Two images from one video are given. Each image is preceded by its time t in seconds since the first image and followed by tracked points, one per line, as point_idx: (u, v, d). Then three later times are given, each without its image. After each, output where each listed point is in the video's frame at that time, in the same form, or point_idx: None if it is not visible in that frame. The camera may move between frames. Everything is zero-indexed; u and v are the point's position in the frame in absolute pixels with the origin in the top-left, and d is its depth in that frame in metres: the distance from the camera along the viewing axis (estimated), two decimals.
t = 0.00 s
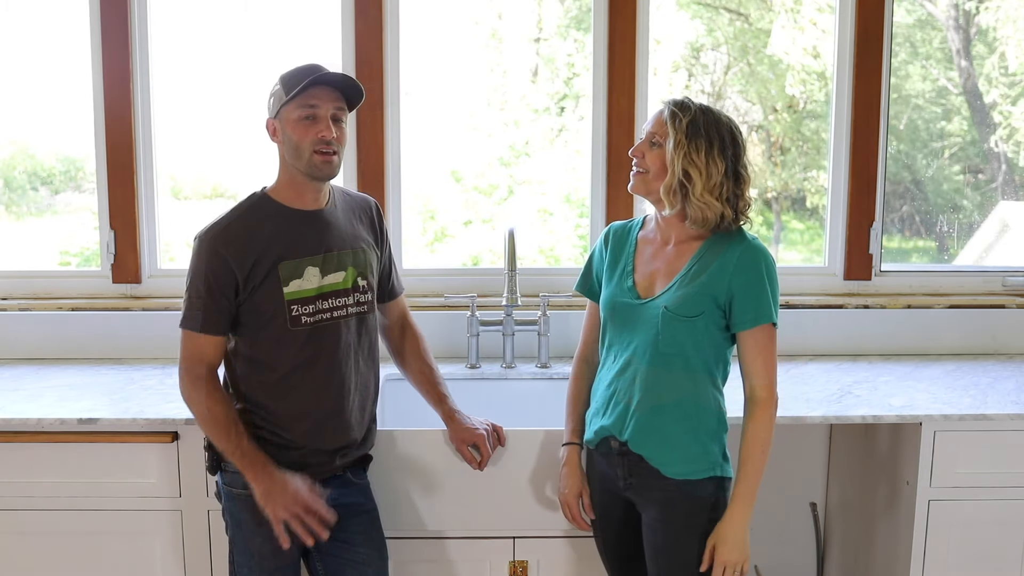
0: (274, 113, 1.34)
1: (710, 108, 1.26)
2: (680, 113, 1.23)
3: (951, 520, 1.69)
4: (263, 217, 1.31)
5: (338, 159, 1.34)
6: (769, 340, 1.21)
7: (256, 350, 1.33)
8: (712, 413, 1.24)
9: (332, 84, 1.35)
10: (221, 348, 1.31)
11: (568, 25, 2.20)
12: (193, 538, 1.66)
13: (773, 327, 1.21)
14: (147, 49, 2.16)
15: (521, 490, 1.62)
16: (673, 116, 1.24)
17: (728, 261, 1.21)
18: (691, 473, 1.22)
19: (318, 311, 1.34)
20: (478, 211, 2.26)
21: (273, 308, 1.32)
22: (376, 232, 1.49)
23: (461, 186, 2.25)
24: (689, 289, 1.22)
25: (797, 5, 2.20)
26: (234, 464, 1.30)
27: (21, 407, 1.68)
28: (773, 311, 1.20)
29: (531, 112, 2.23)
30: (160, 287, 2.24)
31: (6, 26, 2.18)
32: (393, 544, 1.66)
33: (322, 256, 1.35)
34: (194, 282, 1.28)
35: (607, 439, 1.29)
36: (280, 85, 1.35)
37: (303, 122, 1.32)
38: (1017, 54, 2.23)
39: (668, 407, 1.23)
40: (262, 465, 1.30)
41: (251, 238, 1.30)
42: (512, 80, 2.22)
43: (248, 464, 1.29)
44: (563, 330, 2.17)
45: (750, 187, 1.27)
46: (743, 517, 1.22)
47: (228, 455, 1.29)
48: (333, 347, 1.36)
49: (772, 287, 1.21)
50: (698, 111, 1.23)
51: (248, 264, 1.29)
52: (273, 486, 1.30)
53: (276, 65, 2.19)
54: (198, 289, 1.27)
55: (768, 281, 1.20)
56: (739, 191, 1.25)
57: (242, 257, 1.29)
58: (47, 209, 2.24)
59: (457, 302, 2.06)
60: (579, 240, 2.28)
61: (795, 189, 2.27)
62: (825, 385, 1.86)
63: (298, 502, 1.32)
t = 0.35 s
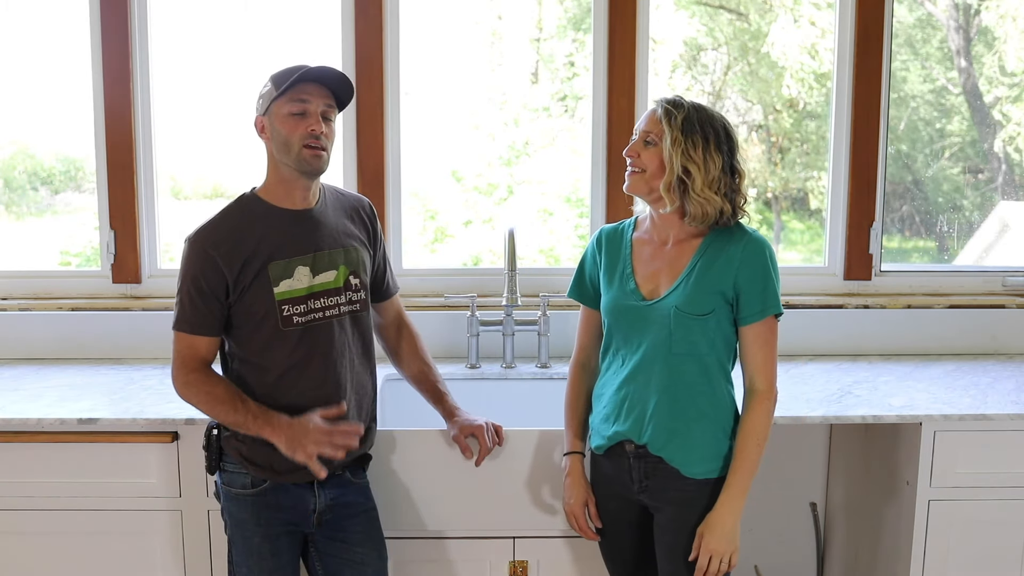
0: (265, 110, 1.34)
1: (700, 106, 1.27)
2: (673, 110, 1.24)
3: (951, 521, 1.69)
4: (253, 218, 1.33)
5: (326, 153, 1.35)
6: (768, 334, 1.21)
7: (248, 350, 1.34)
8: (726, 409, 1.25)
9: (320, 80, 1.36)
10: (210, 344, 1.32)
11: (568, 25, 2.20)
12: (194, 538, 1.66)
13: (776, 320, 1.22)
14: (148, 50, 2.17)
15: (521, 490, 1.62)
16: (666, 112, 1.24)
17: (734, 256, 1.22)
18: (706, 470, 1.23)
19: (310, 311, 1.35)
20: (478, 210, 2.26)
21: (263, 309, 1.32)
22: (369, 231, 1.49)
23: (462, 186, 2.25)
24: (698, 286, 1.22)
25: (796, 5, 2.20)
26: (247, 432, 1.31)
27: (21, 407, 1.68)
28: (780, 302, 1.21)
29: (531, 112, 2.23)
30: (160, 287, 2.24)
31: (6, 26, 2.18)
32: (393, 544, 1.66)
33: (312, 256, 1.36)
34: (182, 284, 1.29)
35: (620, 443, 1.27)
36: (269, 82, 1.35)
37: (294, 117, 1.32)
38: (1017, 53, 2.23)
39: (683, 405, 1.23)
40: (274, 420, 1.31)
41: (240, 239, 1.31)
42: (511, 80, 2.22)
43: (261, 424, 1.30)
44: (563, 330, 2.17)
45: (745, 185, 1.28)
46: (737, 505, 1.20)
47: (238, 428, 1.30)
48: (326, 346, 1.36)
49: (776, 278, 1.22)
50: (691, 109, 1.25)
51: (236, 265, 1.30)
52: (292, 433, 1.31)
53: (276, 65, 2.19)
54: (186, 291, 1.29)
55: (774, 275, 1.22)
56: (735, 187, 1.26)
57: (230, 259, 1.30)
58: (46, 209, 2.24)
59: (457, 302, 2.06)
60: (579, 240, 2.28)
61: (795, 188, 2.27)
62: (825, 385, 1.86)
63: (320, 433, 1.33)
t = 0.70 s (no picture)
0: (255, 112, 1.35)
1: (694, 101, 1.26)
2: (664, 107, 1.24)
3: (951, 521, 1.68)
4: (247, 217, 1.33)
5: (319, 154, 1.35)
6: (776, 333, 1.22)
7: (242, 350, 1.34)
8: (735, 411, 1.24)
9: (311, 81, 1.36)
10: (203, 343, 1.32)
11: (567, 25, 2.20)
12: (193, 538, 1.66)
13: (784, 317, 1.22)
14: (148, 50, 2.17)
15: (520, 490, 1.62)
16: (657, 110, 1.24)
17: (738, 256, 1.22)
18: (718, 474, 1.23)
19: (303, 312, 1.35)
20: (478, 210, 2.26)
21: (256, 308, 1.32)
22: (365, 232, 1.49)
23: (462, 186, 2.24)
24: (705, 287, 1.21)
25: (795, 6, 2.19)
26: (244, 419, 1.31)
27: (21, 407, 1.68)
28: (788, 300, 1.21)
29: (531, 112, 2.23)
30: (160, 287, 2.24)
31: (6, 26, 2.18)
32: (392, 544, 1.66)
33: (305, 255, 1.36)
34: (176, 283, 1.30)
35: (626, 449, 1.26)
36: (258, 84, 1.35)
37: (284, 118, 1.33)
38: (1017, 54, 2.23)
39: (690, 407, 1.22)
40: (268, 404, 1.31)
41: (233, 238, 1.31)
42: (510, 81, 2.22)
43: (256, 409, 1.30)
44: (563, 330, 2.17)
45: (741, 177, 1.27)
46: (753, 506, 1.21)
47: (235, 415, 1.31)
48: (318, 346, 1.36)
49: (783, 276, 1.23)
50: (682, 105, 1.24)
51: (229, 264, 1.31)
52: (287, 415, 1.30)
53: (275, 65, 2.19)
54: (179, 290, 1.30)
55: (780, 274, 1.22)
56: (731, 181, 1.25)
57: (223, 258, 1.30)
58: (46, 209, 2.24)
59: (457, 302, 2.06)
60: (579, 239, 2.28)
61: (795, 189, 2.27)
62: (825, 385, 1.86)
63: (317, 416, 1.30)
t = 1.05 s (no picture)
0: (265, 112, 1.35)
1: (694, 99, 1.25)
2: (661, 107, 1.24)
3: (951, 521, 1.68)
4: (245, 215, 1.33)
5: (327, 158, 1.34)
6: (780, 338, 1.21)
7: (237, 348, 1.35)
8: (735, 416, 1.24)
9: (323, 85, 1.36)
10: (196, 338, 1.33)
11: (568, 26, 2.20)
12: (193, 538, 1.66)
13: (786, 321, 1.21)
14: (148, 51, 2.17)
15: (520, 490, 1.62)
16: (654, 110, 1.24)
17: (741, 259, 1.21)
18: (715, 481, 1.22)
19: (297, 311, 1.35)
20: (477, 210, 2.26)
21: (250, 306, 1.33)
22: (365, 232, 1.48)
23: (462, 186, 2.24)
24: (706, 290, 1.21)
25: (794, 7, 2.19)
26: (230, 419, 1.31)
27: (21, 407, 1.69)
28: (790, 304, 1.20)
29: (531, 112, 2.23)
30: (160, 287, 2.24)
31: (6, 27, 2.18)
32: (392, 544, 1.66)
33: (302, 255, 1.36)
34: (173, 277, 1.31)
35: (624, 452, 1.26)
36: (269, 82, 1.35)
37: (293, 119, 1.32)
38: (1017, 54, 2.22)
39: (685, 410, 1.22)
40: (255, 405, 1.31)
41: (230, 234, 1.32)
42: (511, 81, 2.22)
43: (242, 409, 1.30)
44: (563, 330, 2.17)
45: (746, 173, 1.25)
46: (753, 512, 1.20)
47: (220, 414, 1.30)
48: (313, 347, 1.36)
49: (788, 280, 1.21)
50: (681, 104, 1.23)
51: (225, 260, 1.31)
52: (272, 421, 1.30)
53: (275, 65, 2.19)
54: (176, 284, 1.31)
55: (784, 278, 1.20)
56: (735, 178, 1.24)
57: (220, 254, 1.31)
58: (46, 209, 2.24)
59: (457, 302, 2.06)
60: (579, 240, 2.28)
61: (795, 189, 2.27)
62: (825, 385, 1.86)
63: (302, 434, 1.31)
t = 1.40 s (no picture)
0: (264, 113, 1.35)
1: (699, 99, 1.23)
2: (664, 107, 1.22)
3: (951, 521, 1.68)
4: (247, 216, 1.33)
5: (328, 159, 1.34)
6: (782, 346, 1.19)
7: (239, 349, 1.35)
8: (732, 421, 1.23)
9: (325, 86, 1.36)
10: (198, 338, 1.33)
11: (568, 26, 2.20)
12: (193, 538, 1.66)
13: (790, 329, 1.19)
14: (148, 51, 2.17)
15: (520, 490, 1.62)
16: (657, 110, 1.23)
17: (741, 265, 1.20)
18: (710, 485, 1.22)
19: (299, 312, 1.35)
20: (477, 210, 2.26)
21: (252, 307, 1.33)
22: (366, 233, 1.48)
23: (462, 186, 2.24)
24: (706, 295, 1.20)
25: (794, 8, 2.19)
26: (233, 419, 1.31)
27: (21, 407, 1.69)
28: (792, 311, 1.18)
29: (531, 113, 2.23)
30: (160, 287, 2.24)
31: (6, 27, 2.18)
32: (392, 544, 1.66)
33: (303, 256, 1.36)
34: (175, 277, 1.31)
35: (622, 453, 1.27)
36: (269, 83, 1.35)
37: (293, 121, 1.32)
38: (1017, 54, 2.22)
39: (682, 415, 1.22)
40: (259, 405, 1.31)
41: (231, 235, 1.32)
42: (511, 82, 2.22)
43: (246, 409, 1.30)
44: (563, 330, 2.17)
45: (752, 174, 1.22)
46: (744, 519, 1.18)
47: (224, 414, 1.30)
48: (314, 349, 1.36)
49: (791, 288, 1.19)
50: (685, 104, 1.22)
51: (227, 260, 1.32)
52: (276, 422, 1.30)
53: (276, 65, 2.19)
54: (177, 285, 1.31)
55: (786, 286, 1.18)
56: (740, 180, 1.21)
57: (221, 254, 1.31)
58: (46, 209, 2.24)
59: (457, 302, 2.06)
60: (579, 240, 2.28)
61: (795, 189, 2.27)
62: (825, 385, 1.86)
63: (306, 434, 1.31)
